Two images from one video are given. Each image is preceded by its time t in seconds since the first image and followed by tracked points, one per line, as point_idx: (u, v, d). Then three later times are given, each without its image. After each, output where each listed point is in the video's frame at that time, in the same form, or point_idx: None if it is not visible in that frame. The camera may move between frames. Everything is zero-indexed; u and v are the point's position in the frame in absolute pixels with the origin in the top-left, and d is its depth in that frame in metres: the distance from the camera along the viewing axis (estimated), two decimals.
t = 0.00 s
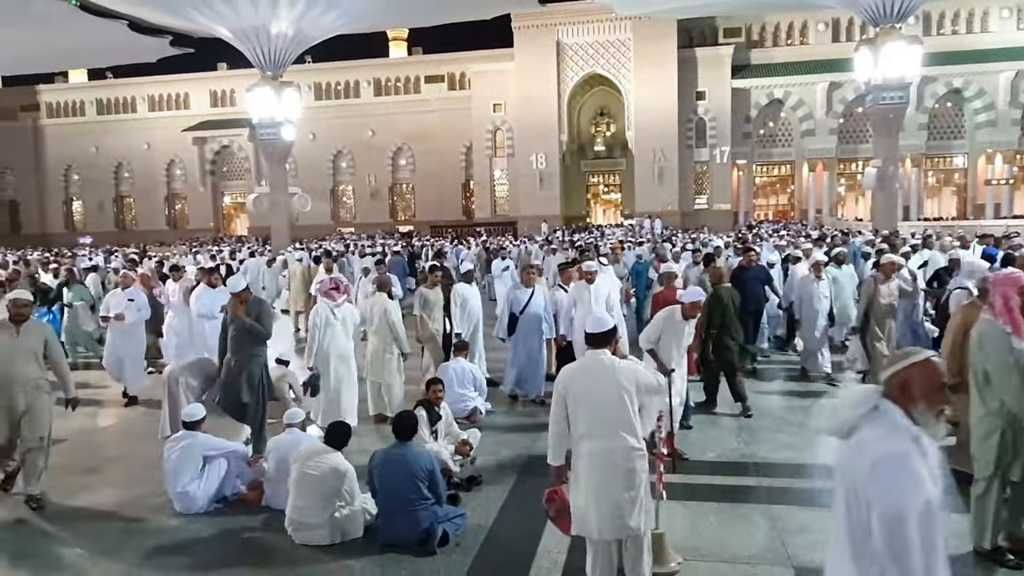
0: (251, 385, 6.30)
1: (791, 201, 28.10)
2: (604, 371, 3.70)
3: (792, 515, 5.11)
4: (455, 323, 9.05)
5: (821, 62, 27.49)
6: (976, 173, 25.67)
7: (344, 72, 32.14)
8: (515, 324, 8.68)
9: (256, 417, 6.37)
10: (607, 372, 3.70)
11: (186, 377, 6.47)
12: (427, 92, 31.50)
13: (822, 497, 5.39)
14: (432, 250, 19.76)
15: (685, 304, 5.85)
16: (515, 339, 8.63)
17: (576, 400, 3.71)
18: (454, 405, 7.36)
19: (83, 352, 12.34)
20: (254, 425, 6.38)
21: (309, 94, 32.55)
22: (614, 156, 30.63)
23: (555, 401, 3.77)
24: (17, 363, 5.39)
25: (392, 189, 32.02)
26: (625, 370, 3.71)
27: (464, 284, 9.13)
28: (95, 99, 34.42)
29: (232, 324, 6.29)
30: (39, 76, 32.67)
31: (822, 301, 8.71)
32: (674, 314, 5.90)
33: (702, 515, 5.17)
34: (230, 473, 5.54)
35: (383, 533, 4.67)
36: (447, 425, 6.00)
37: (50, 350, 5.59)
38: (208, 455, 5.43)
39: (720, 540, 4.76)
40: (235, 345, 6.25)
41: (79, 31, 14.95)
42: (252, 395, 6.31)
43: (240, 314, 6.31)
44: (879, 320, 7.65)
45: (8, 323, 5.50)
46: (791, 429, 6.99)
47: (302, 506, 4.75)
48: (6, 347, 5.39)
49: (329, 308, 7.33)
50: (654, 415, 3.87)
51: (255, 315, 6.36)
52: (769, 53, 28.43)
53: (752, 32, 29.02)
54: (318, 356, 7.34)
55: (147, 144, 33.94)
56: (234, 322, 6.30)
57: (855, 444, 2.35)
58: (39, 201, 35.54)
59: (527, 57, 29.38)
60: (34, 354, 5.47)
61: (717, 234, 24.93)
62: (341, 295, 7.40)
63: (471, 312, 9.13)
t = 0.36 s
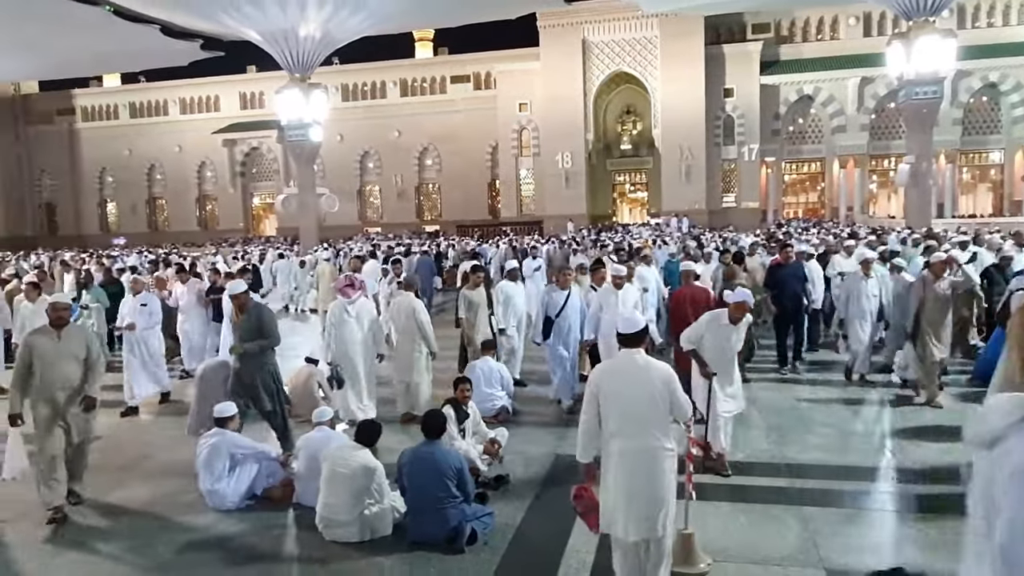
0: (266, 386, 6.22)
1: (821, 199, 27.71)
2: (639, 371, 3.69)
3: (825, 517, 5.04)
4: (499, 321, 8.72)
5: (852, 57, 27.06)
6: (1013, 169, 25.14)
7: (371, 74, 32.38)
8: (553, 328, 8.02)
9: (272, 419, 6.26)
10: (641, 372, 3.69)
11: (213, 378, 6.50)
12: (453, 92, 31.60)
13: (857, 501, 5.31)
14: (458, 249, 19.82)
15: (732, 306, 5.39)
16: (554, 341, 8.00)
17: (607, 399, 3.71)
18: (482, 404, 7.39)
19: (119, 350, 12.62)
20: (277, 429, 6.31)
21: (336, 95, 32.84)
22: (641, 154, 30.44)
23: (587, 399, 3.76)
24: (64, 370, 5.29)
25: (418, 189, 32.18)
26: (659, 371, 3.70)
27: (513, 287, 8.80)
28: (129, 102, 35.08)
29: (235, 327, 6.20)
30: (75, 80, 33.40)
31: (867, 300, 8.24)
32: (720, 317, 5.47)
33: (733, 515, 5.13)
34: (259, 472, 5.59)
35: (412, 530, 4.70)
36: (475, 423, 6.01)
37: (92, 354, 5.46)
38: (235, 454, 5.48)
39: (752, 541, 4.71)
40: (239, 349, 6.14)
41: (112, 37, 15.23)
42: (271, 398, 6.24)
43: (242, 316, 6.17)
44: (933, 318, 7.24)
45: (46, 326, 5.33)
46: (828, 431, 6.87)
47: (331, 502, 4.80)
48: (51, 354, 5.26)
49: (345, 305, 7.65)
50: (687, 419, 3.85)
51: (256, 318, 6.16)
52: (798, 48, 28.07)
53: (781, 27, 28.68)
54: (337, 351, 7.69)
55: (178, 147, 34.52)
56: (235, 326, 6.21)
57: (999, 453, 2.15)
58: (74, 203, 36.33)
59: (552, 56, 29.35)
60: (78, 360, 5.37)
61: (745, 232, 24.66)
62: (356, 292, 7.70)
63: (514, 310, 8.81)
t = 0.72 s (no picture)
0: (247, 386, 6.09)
1: (847, 197, 27.36)
2: (680, 372, 3.68)
3: (852, 519, 4.97)
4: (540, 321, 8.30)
5: (879, 54, 26.69)
6: None
7: (394, 74, 32.54)
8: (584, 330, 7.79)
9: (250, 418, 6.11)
10: (681, 375, 3.68)
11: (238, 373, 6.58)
12: (475, 92, 31.66)
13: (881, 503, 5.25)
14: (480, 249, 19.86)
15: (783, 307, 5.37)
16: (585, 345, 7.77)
17: (645, 398, 3.70)
18: (505, 403, 7.38)
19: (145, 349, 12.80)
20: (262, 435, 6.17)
21: (359, 96, 33.06)
22: (664, 153, 30.26)
23: (625, 396, 3.76)
24: (97, 370, 5.17)
25: (440, 188, 32.26)
26: (701, 375, 3.68)
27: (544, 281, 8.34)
28: (156, 104, 35.59)
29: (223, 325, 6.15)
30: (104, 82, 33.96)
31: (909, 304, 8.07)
32: (772, 317, 5.41)
33: (759, 517, 5.08)
34: (290, 468, 5.62)
35: (435, 528, 4.72)
36: (498, 422, 6.01)
37: (120, 352, 5.38)
38: (271, 448, 5.56)
39: (778, 543, 4.66)
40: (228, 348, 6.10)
41: (141, 40, 15.48)
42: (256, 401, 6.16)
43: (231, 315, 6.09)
44: (984, 327, 7.07)
45: (74, 327, 5.21)
46: (859, 434, 6.78)
47: (356, 499, 4.85)
48: (82, 354, 5.14)
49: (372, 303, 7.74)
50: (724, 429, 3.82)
51: (247, 317, 6.10)
52: (824, 45, 27.74)
53: (807, 24, 28.41)
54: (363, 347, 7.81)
55: (204, 147, 34.97)
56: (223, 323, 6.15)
57: None
58: (104, 204, 36.96)
59: (574, 54, 29.31)
60: (109, 359, 5.27)
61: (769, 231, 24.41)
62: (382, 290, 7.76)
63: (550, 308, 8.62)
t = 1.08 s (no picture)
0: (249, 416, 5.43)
1: (877, 195, 26.97)
2: (722, 374, 3.64)
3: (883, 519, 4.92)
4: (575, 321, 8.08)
5: (910, 49, 26.24)
6: None
7: (418, 73, 32.66)
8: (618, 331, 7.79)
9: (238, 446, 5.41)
10: (724, 376, 3.63)
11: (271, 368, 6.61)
12: (499, 90, 31.66)
13: (915, 505, 5.15)
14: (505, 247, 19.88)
15: (849, 305, 5.10)
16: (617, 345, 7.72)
17: (684, 396, 3.68)
18: (530, 401, 7.39)
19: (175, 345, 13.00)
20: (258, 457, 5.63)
21: (385, 95, 33.25)
22: (689, 151, 30.05)
23: (664, 394, 3.75)
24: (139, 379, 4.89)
25: (464, 186, 32.32)
26: (744, 378, 3.63)
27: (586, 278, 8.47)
28: (185, 104, 36.09)
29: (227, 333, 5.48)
30: (134, 83, 34.51)
31: (956, 306, 7.81)
32: (837, 318, 5.19)
33: (785, 516, 5.05)
34: (320, 459, 5.72)
35: (461, 526, 4.74)
36: (524, 421, 6.02)
37: (166, 364, 5.09)
38: (310, 441, 5.68)
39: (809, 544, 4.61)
40: (232, 360, 5.44)
41: (171, 41, 15.68)
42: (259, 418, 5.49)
43: (237, 322, 5.45)
44: None
45: (125, 331, 4.99)
46: (892, 435, 6.69)
47: (383, 494, 4.88)
48: (128, 359, 4.89)
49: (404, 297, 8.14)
50: (766, 436, 3.76)
51: (254, 326, 5.45)
52: (853, 41, 27.34)
53: (836, 20, 28.06)
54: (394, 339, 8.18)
55: (232, 147, 35.41)
56: (228, 331, 5.49)
57: None
58: (134, 202, 37.60)
59: (599, 52, 29.21)
60: (154, 368, 4.99)
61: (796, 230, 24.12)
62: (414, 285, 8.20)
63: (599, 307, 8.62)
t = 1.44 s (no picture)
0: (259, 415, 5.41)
1: (902, 195, 26.65)
2: (751, 376, 3.61)
3: (909, 525, 4.83)
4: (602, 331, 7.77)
5: (936, 47, 25.88)
6: None
7: (438, 74, 32.77)
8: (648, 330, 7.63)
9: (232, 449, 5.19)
10: (755, 378, 3.61)
11: (297, 366, 6.57)
12: (519, 90, 31.66)
13: (949, 514, 4.99)
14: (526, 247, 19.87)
15: (900, 312, 4.90)
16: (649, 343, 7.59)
17: (713, 398, 3.65)
18: (552, 400, 7.36)
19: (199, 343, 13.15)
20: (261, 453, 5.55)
21: (405, 95, 33.40)
22: (710, 151, 29.85)
23: (692, 396, 3.71)
24: (184, 375, 4.81)
25: (484, 186, 32.34)
26: (774, 381, 3.62)
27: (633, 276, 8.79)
28: (208, 105, 36.50)
29: (234, 329, 5.45)
30: (159, 85, 34.94)
31: (1002, 311, 7.41)
32: (887, 325, 4.96)
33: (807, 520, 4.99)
34: (339, 459, 5.72)
35: (482, 525, 4.74)
36: (545, 420, 6.01)
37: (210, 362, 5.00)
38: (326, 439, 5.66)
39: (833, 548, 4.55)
40: (242, 357, 5.42)
41: (195, 42, 15.84)
42: (262, 421, 5.43)
43: (245, 319, 5.45)
44: None
45: (169, 328, 4.90)
46: (920, 441, 6.56)
47: (403, 491, 4.88)
48: (171, 357, 4.80)
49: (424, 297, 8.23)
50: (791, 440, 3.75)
51: (264, 324, 5.45)
52: (877, 39, 27.02)
53: (860, 18, 27.75)
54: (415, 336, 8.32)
55: (254, 147, 35.74)
56: (236, 327, 5.46)
57: None
58: (158, 202, 38.07)
59: (620, 51, 29.12)
60: (198, 365, 4.90)
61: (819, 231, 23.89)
62: (432, 284, 8.26)
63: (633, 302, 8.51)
